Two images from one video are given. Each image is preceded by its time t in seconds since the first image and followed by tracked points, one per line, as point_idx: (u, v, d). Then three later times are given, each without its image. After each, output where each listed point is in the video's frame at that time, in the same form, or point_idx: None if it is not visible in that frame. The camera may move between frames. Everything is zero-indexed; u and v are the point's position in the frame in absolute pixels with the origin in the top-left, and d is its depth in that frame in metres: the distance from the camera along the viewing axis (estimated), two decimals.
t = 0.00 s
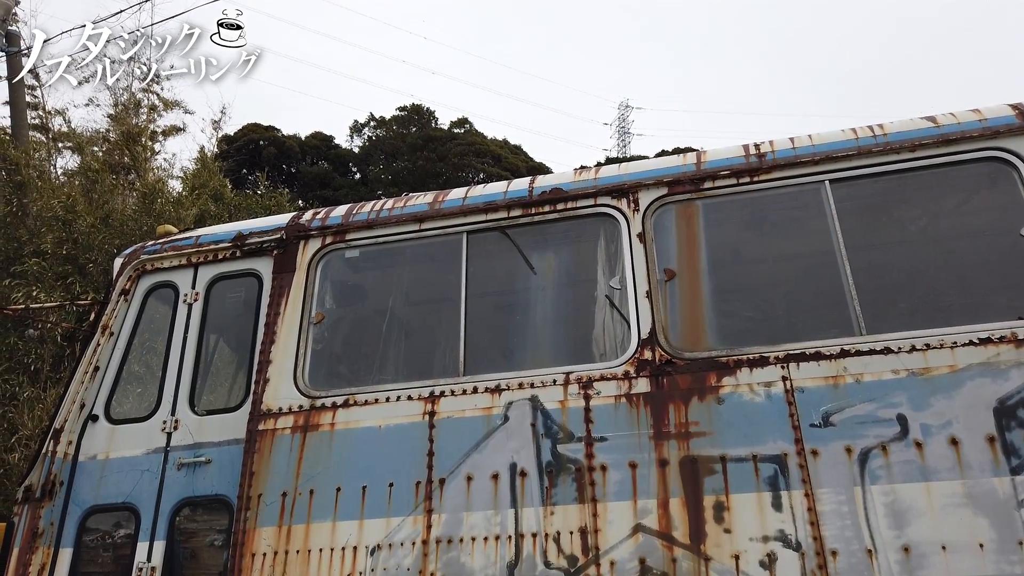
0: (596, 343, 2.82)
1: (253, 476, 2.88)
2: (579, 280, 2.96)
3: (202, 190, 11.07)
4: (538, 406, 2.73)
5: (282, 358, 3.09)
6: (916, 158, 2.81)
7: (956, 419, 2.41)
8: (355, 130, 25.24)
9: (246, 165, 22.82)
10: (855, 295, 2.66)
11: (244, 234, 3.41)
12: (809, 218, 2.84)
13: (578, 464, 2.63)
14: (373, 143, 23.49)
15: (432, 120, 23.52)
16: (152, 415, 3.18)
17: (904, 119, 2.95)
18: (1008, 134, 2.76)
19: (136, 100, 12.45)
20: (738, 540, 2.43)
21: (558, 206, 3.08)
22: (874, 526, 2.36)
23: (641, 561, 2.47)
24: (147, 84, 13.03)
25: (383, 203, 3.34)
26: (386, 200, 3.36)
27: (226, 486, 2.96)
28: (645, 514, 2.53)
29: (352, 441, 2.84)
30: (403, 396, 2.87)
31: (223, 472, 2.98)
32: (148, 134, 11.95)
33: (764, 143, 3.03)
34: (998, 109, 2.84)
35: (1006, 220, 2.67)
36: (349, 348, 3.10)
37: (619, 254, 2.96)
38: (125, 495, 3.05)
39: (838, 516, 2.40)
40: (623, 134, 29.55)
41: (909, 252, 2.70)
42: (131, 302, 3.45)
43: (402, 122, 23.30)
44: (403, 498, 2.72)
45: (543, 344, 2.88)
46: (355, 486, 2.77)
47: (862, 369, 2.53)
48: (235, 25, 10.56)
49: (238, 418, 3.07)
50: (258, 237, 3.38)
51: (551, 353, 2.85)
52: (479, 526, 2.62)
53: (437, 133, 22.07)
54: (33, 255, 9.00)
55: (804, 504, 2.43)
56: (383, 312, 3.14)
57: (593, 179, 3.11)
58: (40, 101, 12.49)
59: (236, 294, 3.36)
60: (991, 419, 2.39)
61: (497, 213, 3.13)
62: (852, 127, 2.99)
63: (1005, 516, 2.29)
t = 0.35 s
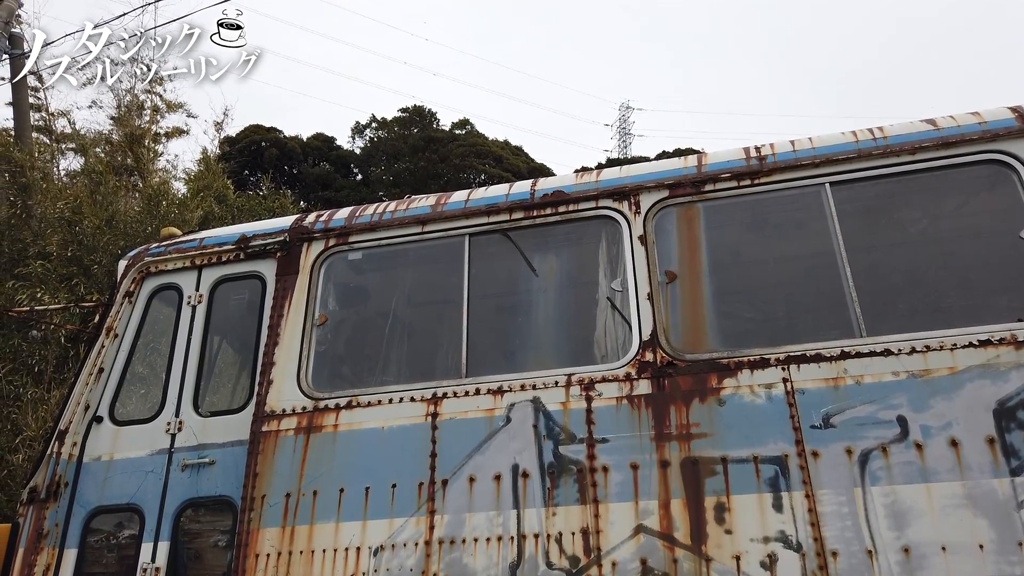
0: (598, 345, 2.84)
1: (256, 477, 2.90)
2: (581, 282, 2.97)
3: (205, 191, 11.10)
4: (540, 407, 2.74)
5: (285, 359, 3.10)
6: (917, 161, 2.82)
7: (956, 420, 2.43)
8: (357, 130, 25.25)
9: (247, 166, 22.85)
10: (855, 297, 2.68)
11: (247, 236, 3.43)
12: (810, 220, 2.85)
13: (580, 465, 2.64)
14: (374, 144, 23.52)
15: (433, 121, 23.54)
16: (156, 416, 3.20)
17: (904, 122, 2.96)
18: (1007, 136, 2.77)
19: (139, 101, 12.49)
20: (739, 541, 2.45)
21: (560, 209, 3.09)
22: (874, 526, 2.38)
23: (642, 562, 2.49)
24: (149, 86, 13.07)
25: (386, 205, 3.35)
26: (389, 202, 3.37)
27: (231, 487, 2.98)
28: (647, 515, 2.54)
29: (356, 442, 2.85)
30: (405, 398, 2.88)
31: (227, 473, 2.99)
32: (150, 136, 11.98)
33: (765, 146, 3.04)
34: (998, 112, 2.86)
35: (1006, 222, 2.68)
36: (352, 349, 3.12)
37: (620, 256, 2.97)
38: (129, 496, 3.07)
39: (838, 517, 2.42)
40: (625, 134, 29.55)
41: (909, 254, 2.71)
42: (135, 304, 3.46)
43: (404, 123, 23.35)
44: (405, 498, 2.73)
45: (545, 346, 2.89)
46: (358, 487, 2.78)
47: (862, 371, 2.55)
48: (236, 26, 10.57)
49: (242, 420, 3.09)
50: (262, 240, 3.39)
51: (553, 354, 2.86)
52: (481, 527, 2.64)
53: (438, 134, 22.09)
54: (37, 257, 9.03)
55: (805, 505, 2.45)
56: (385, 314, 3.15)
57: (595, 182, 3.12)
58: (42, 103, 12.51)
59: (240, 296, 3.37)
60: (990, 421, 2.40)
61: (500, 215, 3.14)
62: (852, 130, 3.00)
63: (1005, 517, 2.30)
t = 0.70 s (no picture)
0: (595, 346, 2.85)
1: (255, 478, 2.91)
2: (577, 283, 2.98)
3: (205, 191, 11.12)
4: (537, 409, 2.75)
5: (283, 360, 3.11)
6: (912, 163, 2.83)
7: (950, 421, 2.44)
8: (357, 131, 25.27)
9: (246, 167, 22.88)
10: (851, 299, 2.69)
11: (246, 238, 3.44)
12: (806, 222, 2.86)
13: (576, 465, 2.65)
14: (374, 144, 23.54)
15: (433, 121, 23.55)
16: (155, 417, 3.21)
17: (900, 124, 2.96)
18: (1002, 139, 2.77)
19: (138, 102, 12.49)
20: (734, 541, 2.47)
21: (557, 211, 3.09)
22: (869, 527, 2.40)
23: (638, 562, 2.51)
24: (150, 87, 13.08)
25: (383, 207, 3.36)
26: (386, 204, 3.38)
27: (229, 488, 2.99)
28: (643, 515, 2.56)
29: (353, 443, 2.87)
30: (403, 399, 2.89)
31: (226, 474, 3.01)
32: (150, 136, 11.99)
33: (761, 148, 3.05)
34: (993, 114, 2.86)
35: (1000, 225, 2.69)
36: (350, 351, 3.13)
37: (617, 258, 2.97)
38: (129, 497, 3.09)
39: (833, 518, 2.43)
40: (625, 134, 29.55)
41: (904, 257, 2.72)
42: (134, 306, 3.48)
43: (404, 124, 23.40)
44: (402, 499, 2.75)
45: (541, 347, 2.90)
46: (356, 488, 2.80)
47: (857, 372, 2.56)
48: (234, 26, 10.56)
49: (240, 421, 3.10)
50: (261, 241, 3.40)
51: (550, 355, 2.87)
52: (478, 528, 2.65)
53: (439, 134, 22.09)
54: (38, 258, 9.03)
55: (800, 505, 2.46)
56: (383, 315, 3.16)
57: (592, 183, 3.12)
58: (43, 104, 12.52)
59: (238, 297, 3.39)
60: (984, 422, 2.42)
61: (497, 217, 3.14)
62: (848, 132, 3.01)
63: (999, 518, 2.32)
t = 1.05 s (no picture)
0: (587, 348, 2.85)
1: (249, 479, 2.93)
2: (570, 285, 2.98)
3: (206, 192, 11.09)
4: (529, 410, 2.77)
5: (277, 362, 3.13)
6: (902, 166, 2.83)
7: (937, 422, 2.46)
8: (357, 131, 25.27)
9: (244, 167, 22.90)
10: (840, 301, 2.70)
11: (241, 240, 3.46)
12: (797, 225, 2.86)
13: (568, 467, 2.67)
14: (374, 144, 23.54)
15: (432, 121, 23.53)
16: (151, 419, 3.23)
17: (890, 127, 2.97)
18: (991, 141, 2.78)
19: (136, 103, 12.50)
20: (724, 542, 2.49)
21: (550, 213, 3.09)
22: (857, 527, 2.42)
23: (629, 563, 2.53)
24: (148, 87, 13.09)
25: (377, 210, 3.37)
26: (380, 207, 3.39)
27: (223, 489, 3.01)
28: (633, 516, 2.58)
29: (346, 445, 2.88)
30: (396, 401, 2.91)
31: (220, 475, 3.03)
32: (148, 137, 12.01)
33: (752, 151, 3.05)
34: (982, 117, 2.86)
35: (989, 227, 2.69)
36: (343, 353, 3.14)
37: (609, 261, 2.97)
38: (124, 499, 3.11)
39: (821, 519, 2.46)
40: (625, 134, 29.61)
41: (894, 259, 2.73)
42: (130, 308, 3.50)
43: (403, 124, 23.39)
44: (395, 501, 2.77)
45: (533, 349, 2.91)
46: (349, 490, 2.82)
47: (846, 374, 2.58)
48: (236, 26, 10.59)
49: (235, 423, 3.12)
50: (255, 244, 3.42)
51: (543, 357, 2.88)
52: (471, 529, 2.67)
53: (437, 135, 22.11)
54: (36, 259, 9.04)
55: (789, 506, 2.49)
56: (376, 318, 3.17)
57: (584, 186, 3.12)
58: (42, 105, 12.53)
59: (233, 300, 3.40)
60: (971, 423, 2.44)
61: (490, 220, 3.15)
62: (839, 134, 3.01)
63: (985, 519, 2.34)
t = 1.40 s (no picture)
0: (561, 351, 2.87)
1: (221, 479, 2.92)
2: (545, 288, 3.00)
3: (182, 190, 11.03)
4: (503, 412, 2.78)
5: (251, 362, 3.12)
6: (871, 174, 2.88)
7: (901, 426, 2.52)
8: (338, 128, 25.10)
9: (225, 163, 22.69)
10: (809, 306, 2.74)
11: (216, 239, 3.44)
12: (768, 231, 2.91)
13: (540, 468, 2.69)
14: (355, 142, 23.41)
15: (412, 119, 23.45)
16: (122, 419, 3.20)
17: (860, 135, 3.02)
18: (958, 151, 2.83)
19: (113, 97, 12.34)
20: (692, 543, 2.53)
21: (526, 216, 3.11)
22: (822, 528, 2.47)
23: (599, 563, 2.56)
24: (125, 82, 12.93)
25: (354, 211, 3.36)
26: (357, 207, 3.38)
27: (195, 489, 3.00)
28: (604, 517, 2.61)
29: (320, 445, 2.88)
30: (370, 402, 2.91)
31: (192, 476, 3.01)
32: (126, 132, 11.87)
33: (726, 157, 3.09)
34: (950, 127, 2.92)
35: (954, 235, 2.74)
36: (318, 354, 3.14)
37: (584, 264, 2.99)
38: (94, 499, 3.08)
39: (788, 520, 2.50)
40: (609, 135, 29.74)
41: (862, 266, 2.78)
42: (102, 307, 3.46)
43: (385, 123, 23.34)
44: (368, 501, 2.77)
45: (508, 351, 2.92)
46: (322, 490, 2.82)
47: (813, 378, 2.62)
48: (240, 29, 10.83)
49: (208, 423, 3.10)
50: (230, 243, 3.40)
51: (517, 359, 2.89)
52: (443, 530, 2.69)
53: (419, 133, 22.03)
54: (7, 255, 8.90)
55: (756, 507, 2.53)
56: (352, 318, 3.17)
57: (560, 190, 3.14)
58: (16, 98, 12.33)
59: (207, 299, 3.38)
60: (934, 427, 2.50)
61: (466, 222, 3.15)
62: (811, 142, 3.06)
63: (946, 520, 2.40)
